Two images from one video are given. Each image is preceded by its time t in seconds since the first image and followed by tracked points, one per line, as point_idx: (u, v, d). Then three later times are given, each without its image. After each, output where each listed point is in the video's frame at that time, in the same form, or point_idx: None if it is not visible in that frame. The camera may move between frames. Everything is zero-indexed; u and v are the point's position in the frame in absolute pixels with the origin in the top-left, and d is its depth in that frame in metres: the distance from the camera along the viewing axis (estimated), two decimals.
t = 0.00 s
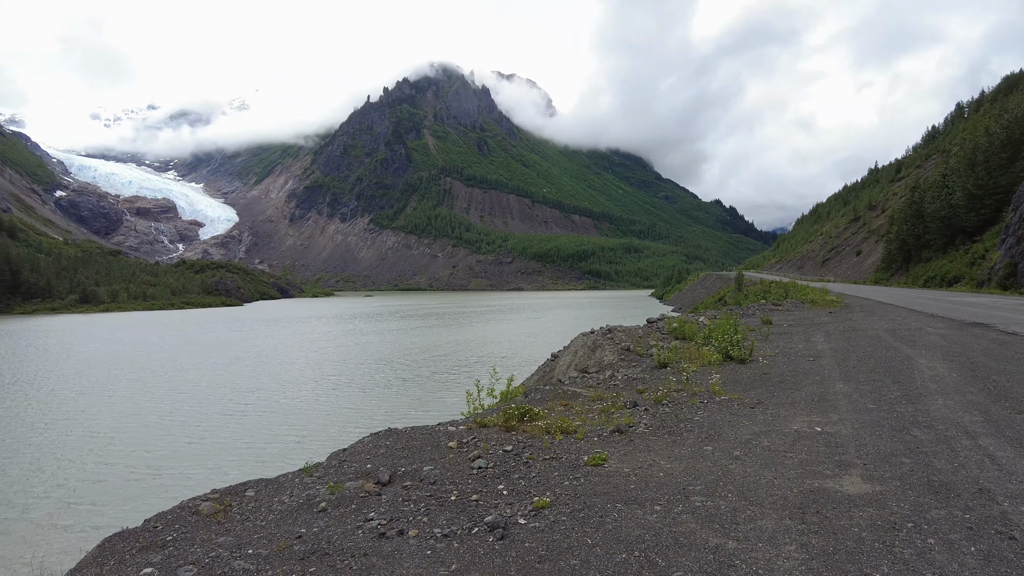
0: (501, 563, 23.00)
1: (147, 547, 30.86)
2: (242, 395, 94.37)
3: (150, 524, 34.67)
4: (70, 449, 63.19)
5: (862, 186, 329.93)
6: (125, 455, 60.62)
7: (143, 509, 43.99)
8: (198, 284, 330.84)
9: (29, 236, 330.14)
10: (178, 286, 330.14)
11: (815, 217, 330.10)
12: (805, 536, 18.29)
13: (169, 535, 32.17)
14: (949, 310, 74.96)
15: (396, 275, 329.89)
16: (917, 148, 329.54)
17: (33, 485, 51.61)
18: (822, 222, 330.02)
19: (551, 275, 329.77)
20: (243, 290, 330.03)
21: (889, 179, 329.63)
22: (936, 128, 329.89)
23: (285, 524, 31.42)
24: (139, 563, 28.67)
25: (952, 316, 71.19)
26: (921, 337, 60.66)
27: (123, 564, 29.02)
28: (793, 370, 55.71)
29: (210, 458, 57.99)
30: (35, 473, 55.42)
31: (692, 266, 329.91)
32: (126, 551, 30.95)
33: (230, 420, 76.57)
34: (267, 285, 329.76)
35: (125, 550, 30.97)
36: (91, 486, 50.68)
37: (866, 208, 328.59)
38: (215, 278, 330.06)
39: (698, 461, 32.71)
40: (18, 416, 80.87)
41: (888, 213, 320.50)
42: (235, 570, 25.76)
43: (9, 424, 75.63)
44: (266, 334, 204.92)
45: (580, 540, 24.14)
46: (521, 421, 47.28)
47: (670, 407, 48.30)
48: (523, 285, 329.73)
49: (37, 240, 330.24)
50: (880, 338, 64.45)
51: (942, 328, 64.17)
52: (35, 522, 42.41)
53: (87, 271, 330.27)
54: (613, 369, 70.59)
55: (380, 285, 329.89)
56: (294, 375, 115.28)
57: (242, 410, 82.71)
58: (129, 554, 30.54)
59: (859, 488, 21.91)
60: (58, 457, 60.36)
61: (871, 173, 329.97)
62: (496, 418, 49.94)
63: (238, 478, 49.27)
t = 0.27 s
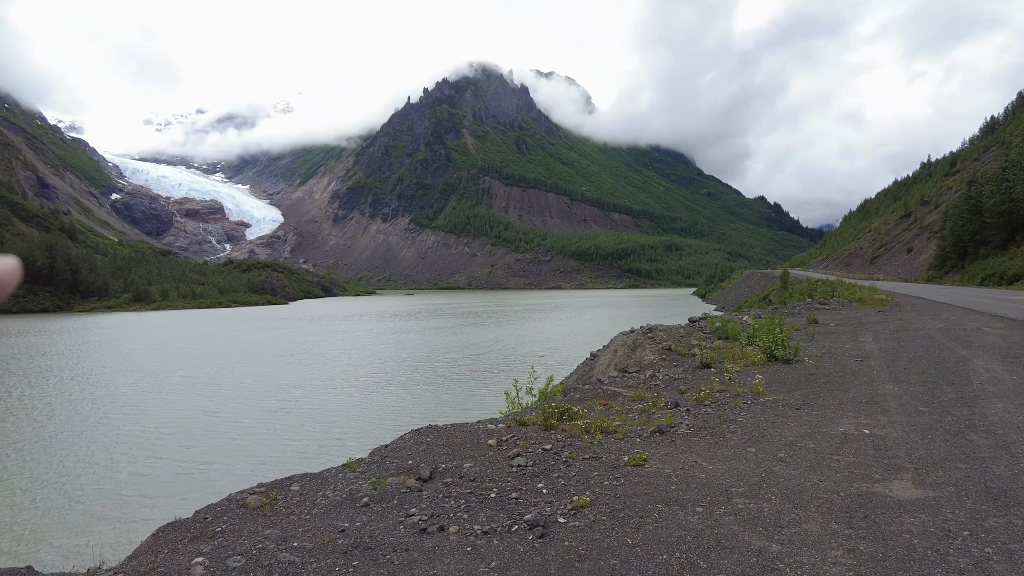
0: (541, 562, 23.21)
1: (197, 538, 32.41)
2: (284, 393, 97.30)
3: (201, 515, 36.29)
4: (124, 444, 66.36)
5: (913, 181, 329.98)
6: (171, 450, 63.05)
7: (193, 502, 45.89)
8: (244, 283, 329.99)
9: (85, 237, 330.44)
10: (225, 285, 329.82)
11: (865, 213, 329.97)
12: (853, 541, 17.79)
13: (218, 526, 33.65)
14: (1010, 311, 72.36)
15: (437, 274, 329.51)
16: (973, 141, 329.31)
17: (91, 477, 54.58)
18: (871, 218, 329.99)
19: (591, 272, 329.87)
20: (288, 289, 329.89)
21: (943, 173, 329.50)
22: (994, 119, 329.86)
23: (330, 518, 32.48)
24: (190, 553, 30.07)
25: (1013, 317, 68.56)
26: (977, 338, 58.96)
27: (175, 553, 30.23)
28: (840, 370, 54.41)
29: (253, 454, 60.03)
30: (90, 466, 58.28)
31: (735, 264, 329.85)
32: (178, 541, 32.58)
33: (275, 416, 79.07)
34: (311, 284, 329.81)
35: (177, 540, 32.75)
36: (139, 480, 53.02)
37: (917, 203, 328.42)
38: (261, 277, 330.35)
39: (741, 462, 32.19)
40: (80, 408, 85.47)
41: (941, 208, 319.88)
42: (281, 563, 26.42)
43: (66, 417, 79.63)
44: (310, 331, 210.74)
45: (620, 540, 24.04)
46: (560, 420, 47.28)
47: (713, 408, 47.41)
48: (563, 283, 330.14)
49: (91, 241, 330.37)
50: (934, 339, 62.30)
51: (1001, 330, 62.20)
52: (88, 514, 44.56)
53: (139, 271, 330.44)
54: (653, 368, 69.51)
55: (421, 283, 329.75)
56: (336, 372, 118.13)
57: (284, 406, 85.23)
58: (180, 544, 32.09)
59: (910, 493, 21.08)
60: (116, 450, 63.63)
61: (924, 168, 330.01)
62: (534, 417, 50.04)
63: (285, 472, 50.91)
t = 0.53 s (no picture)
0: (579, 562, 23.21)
1: (242, 530, 33.85)
2: (321, 391, 99.64)
3: (245, 510, 37.67)
4: (172, 438, 68.97)
5: (965, 177, 329.90)
6: (214, 444, 65.36)
7: (237, 495, 47.46)
8: (286, 282, 329.83)
9: (136, 237, 329.78)
10: (269, 284, 329.84)
11: (913, 210, 330.05)
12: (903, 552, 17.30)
13: (261, 520, 35.00)
14: None
15: (474, 272, 329.34)
16: None
17: (143, 470, 57.09)
18: (920, 215, 329.92)
19: (628, 271, 329.88)
20: (329, 288, 329.61)
21: (998, 168, 328.31)
22: None
23: (370, 514, 33.21)
24: (236, 545, 31.45)
25: None
26: None
27: (222, 545, 31.64)
28: (887, 373, 53.03)
29: (293, 450, 61.65)
30: (140, 459, 60.69)
31: (776, 263, 329.98)
32: (223, 533, 33.97)
33: (315, 412, 81.02)
34: (351, 283, 329.45)
35: (223, 532, 34.04)
36: (184, 475, 55.02)
37: (969, 199, 327.50)
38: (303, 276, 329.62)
39: (782, 464, 31.61)
40: (132, 403, 89.15)
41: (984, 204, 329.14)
42: (323, 557, 27.31)
43: (115, 409, 82.84)
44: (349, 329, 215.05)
45: (658, 542, 23.81)
46: (597, 421, 47.00)
47: (753, 410, 46.38)
48: (599, 283, 330.18)
49: (139, 240, 329.80)
50: (987, 341, 60.30)
51: None
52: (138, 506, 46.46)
53: (185, 271, 328.09)
54: (693, 369, 68.24)
55: (458, 283, 329.69)
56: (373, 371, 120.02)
57: (324, 403, 87.17)
58: (226, 536, 33.51)
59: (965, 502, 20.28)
60: (166, 444, 66.31)
61: (977, 164, 329.42)
62: (571, 417, 49.82)
63: (326, 468, 52.25)
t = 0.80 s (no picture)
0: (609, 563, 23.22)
1: (277, 524, 34.83)
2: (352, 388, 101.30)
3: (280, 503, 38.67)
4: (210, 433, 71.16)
5: (1007, 174, 329.86)
6: (250, 440, 67.26)
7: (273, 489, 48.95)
8: (320, 281, 329.49)
9: (174, 237, 330.21)
10: (303, 283, 329.59)
11: (954, 208, 329.76)
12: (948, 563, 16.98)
13: (296, 514, 35.99)
14: None
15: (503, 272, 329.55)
16: None
17: (184, 463, 59.05)
18: (961, 212, 329.49)
19: (659, 271, 330.20)
20: (361, 287, 329.67)
21: None
22: None
23: (401, 510, 33.79)
24: (272, 538, 32.33)
25: None
26: None
27: (257, 537, 32.39)
28: (927, 376, 51.99)
29: (326, 446, 62.88)
30: (179, 454, 62.41)
31: (812, 262, 330.18)
32: (259, 526, 35.00)
33: (347, 410, 82.65)
34: (383, 282, 329.41)
35: (259, 525, 35.08)
36: (221, 469, 56.58)
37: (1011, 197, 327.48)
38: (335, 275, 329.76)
39: (817, 468, 31.47)
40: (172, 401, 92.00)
41: None
42: (356, 551, 27.88)
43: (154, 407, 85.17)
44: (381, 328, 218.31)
45: (690, 543, 23.64)
46: (628, 421, 46.62)
47: (788, 411, 45.60)
48: (630, 282, 330.50)
49: (177, 240, 330.31)
50: None
51: None
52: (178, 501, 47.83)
53: (222, 270, 329.93)
54: (725, 369, 67.22)
55: (487, 282, 329.82)
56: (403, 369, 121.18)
57: (356, 400, 88.81)
58: (261, 529, 34.49)
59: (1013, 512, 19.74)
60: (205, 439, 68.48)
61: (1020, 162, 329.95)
62: (601, 417, 49.61)
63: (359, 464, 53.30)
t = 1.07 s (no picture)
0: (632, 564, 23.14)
1: (303, 521, 35.46)
2: (375, 387, 102.46)
3: (306, 501, 39.35)
4: (238, 432, 72.67)
5: None
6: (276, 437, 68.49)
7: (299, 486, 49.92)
8: (344, 280, 329.88)
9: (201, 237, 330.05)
10: (328, 282, 329.58)
11: (988, 205, 329.56)
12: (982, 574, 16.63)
13: (321, 511, 36.63)
14: None
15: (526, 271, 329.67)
16: None
17: (212, 460, 60.27)
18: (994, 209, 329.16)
19: (683, 270, 330.02)
20: (385, 287, 329.66)
21: None
22: None
23: (425, 508, 34.15)
24: (298, 534, 32.97)
25: None
26: None
27: (284, 533, 33.09)
28: (960, 378, 50.93)
29: (351, 444, 63.68)
30: (206, 451, 63.58)
31: (840, 261, 329.94)
32: (286, 523, 35.67)
33: (371, 409, 83.70)
34: (406, 282, 329.44)
35: (285, 522, 35.77)
36: (247, 466, 57.62)
37: None
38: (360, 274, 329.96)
39: (846, 471, 31.06)
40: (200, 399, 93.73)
41: None
42: (380, 549, 28.28)
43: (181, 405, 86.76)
44: (404, 327, 220.11)
45: (714, 545, 23.46)
46: (652, 422, 46.24)
47: (815, 413, 44.89)
48: (654, 281, 330.39)
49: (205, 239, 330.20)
50: None
51: None
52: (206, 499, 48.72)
53: (249, 269, 330.03)
54: (751, 370, 66.30)
55: (510, 281, 329.90)
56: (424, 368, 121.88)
57: (380, 399, 89.82)
58: (287, 526, 35.16)
59: None
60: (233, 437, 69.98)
61: None
62: (625, 417, 49.31)
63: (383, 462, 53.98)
